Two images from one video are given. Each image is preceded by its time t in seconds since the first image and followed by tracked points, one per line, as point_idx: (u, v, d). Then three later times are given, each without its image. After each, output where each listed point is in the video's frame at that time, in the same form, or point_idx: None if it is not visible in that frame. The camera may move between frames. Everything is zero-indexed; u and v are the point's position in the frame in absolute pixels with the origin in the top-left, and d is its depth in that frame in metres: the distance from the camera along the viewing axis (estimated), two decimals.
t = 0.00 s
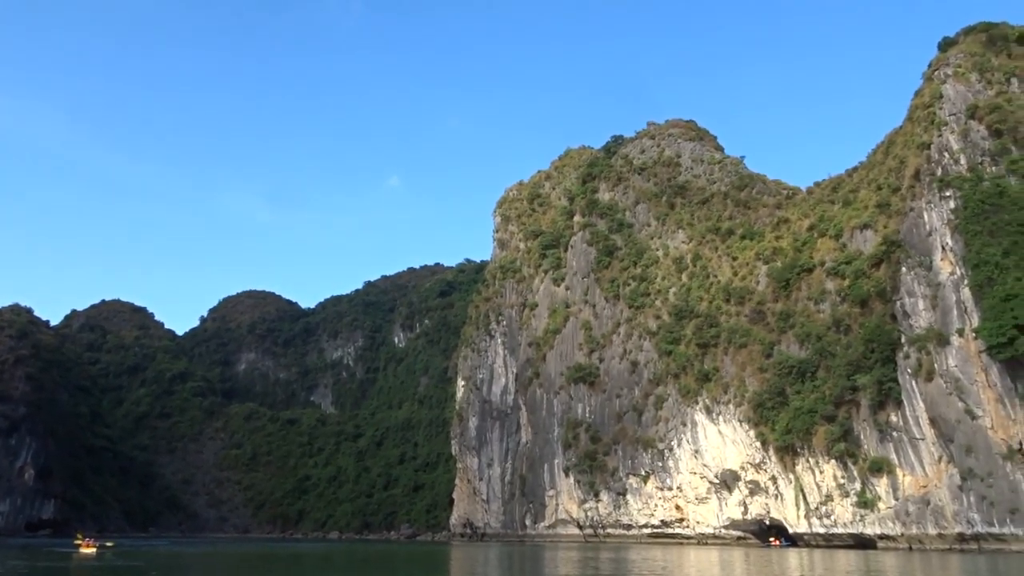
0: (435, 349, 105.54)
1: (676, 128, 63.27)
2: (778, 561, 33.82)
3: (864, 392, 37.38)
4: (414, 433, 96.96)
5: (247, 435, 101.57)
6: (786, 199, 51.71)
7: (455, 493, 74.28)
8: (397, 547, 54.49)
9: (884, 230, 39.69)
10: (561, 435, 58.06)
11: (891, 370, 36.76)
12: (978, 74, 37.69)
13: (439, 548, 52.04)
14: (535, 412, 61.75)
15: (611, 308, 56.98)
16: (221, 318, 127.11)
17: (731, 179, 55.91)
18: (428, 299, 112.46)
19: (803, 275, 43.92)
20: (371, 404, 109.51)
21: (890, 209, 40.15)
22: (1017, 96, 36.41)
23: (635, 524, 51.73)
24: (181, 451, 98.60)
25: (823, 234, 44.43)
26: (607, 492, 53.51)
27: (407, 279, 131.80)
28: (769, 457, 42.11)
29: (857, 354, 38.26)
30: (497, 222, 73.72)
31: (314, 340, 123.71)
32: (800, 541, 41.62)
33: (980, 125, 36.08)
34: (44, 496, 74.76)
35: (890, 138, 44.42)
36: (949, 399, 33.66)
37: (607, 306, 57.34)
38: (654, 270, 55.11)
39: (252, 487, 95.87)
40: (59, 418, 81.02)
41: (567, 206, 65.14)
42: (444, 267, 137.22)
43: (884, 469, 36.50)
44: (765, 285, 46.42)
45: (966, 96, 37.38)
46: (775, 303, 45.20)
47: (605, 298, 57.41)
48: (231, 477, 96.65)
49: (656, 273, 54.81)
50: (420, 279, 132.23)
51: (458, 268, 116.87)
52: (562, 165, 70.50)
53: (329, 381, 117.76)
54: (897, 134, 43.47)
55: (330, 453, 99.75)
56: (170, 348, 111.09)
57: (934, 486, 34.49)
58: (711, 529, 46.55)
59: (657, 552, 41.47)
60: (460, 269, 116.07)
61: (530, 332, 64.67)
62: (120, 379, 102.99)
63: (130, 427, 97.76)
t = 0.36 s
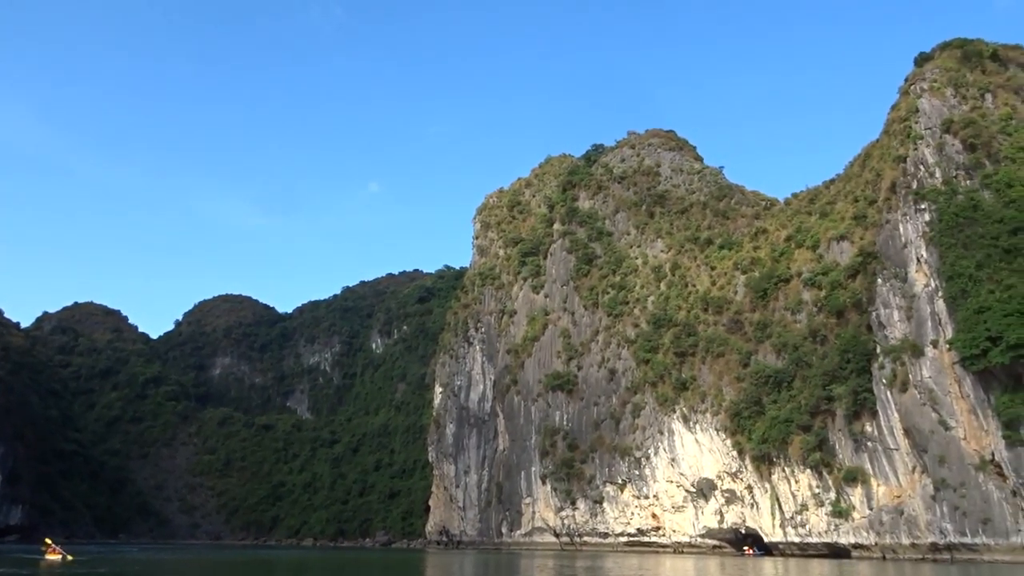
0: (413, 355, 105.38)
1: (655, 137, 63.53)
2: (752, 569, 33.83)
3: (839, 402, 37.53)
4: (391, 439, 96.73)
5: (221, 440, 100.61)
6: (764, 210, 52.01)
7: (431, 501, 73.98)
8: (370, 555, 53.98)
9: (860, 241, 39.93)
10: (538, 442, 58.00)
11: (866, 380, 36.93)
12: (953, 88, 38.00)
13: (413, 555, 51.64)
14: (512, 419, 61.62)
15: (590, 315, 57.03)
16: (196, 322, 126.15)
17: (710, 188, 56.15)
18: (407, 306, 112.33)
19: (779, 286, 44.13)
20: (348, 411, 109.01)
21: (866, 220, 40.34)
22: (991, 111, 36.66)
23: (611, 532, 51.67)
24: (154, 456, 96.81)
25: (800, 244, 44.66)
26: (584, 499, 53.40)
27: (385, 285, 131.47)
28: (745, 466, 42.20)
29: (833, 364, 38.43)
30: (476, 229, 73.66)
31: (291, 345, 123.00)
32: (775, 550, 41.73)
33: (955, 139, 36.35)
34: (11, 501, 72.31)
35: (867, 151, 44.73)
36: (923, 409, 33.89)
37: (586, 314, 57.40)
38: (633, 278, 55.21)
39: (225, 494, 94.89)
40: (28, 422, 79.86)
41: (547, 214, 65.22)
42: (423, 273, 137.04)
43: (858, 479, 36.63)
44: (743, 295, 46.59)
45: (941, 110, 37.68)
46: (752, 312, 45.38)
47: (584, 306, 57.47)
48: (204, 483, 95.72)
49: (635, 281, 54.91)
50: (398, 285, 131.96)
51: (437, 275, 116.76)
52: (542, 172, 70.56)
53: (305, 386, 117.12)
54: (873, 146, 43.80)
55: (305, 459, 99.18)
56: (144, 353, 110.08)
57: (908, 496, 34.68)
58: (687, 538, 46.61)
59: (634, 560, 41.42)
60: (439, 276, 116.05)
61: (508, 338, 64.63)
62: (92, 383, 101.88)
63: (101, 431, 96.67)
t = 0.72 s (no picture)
0: (392, 358, 105.11)
1: (638, 144, 63.70)
2: None
3: (817, 410, 37.70)
4: (368, 443, 96.50)
5: (197, 442, 99.70)
6: (745, 218, 52.23)
7: (408, 505, 73.70)
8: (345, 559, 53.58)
9: (840, 251, 40.11)
10: (516, 447, 57.90)
11: (843, 389, 37.05)
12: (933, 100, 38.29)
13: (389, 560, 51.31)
14: (491, 424, 61.50)
15: (571, 321, 57.07)
16: (174, 322, 125.23)
17: (692, 196, 56.34)
18: (387, 309, 112.10)
19: (759, 293, 44.31)
20: (325, 413, 108.54)
21: (845, 230, 40.51)
22: (970, 124, 36.97)
23: (589, 538, 51.69)
24: (128, 457, 95.74)
25: (780, 252, 44.87)
26: (561, 505, 53.34)
27: (366, 287, 131.10)
28: (723, 474, 42.28)
29: (811, 372, 38.58)
30: (458, 233, 73.55)
31: (269, 347, 122.30)
32: (752, 557, 41.87)
33: (934, 151, 36.60)
34: None
35: (847, 161, 44.99)
36: (899, 418, 34.11)
37: (566, 319, 57.42)
38: (614, 284, 55.30)
39: (199, 496, 94.04)
40: None
41: (529, 219, 65.26)
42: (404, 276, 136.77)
43: (835, 486, 36.78)
44: (723, 302, 46.75)
45: (921, 122, 37.94)
46: (732, 320, 45.53)
47: (565, 311, 57.51)
48: (178, 484, 94.87)
49: (616, 287, 55.00)
50: (378, 287, 131.65)
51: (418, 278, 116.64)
52: (524, 177, 70.58)
53: (283, 388, 116.51)
54: (853, 157, 44.09)
55: (282, 461, 98.64)
56: (119, 352, 109.15)
57: (884, 504, 34.85)
58: (664, 545, 46.70)
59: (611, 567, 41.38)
60: (420, 279, 115.91)
61: (488, 343, 64.56)
62: (65, 383, 100.89)
63: (74, 432, 95.69)
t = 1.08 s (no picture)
0: (375, 354, 104.86)
1: (624, 141, 63.71)
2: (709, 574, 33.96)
3: (799, 409, 37.85)
4: (351, 438, 96.33)
5: (177, 437, 99.10)
6: (730, 216, 52.34)
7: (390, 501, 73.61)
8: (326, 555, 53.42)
9: (823, 250, 40.25)
10: (499, 444, 57.92)
11: (825, 387, 37.22)
12: (917, 101, 38.41)
13: (369, 556, 51.10)
14: (474, 420, 61.43)
15: (555, 317, 57.07)
16: (155, 316, 124.53)
17: (677, 194, 56.42)
18: (371, 304, 111.87)
19: (743, 292, 44.43)
20: (308, 409, 108.25)
21: (829, 229, 40.63)
22: (953, 125, 37.13)
23: (571, 534, 51.78)
24: (107, 451, 95.05)
25: (764, 251, 45.01)
26: (544, 501, 53.35)
27: (350, 283, 130.78)
28: (705, 471, 42.40)
29: (793, 371, 38.73)
30: (443, 229, 73.43)
31: (252, 341, 121.70)
32: (734, 554, 42.06)
33: (918, 151, 36.78)
34: None
35: (831, 161, 45.11)
36: (881, 417, 34.29)
37: (550, 316, 57.43)
38: (598, 281, 55.36)
39: (179, 491, 93.42)
40: None
41: (514, 215, 65.22)
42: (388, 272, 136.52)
43: (816, 484, 36.97)
44: (706, 300, 46.86)
45: (905, 122, 38.08)
46: (715, 318, 45.65)
47: (549, 308, 57.53)
48: (158, 479, 94.15)
49: (600, 284, 55.06)
50: (363, 283, 131.34)
51: (402, 273, 116.42)
52: (510, 173, 70.50)
53: (266, 383, 116.06)
54: (837, 157, 44.26)
55: (263, 456, 98.21)
56: (99, 346, 108.51)
57: (864, 502, 35.04)
58: (646, 541, 46.87)
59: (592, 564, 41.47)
60: (404, 275, 115.72)
61: (472, 339, 64.51)
62: (45, 376, 100.18)
63: (53, 425, 95.02)
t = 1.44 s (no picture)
0: (361, 344, 104.67)
1: (611, 132, 63.64)
2: (693, 564, 34.07)
3: (783, 400, 37.98)
4: (336, 429, 96.23)
5: (161, 428, 98.70)
6: (716, 208, 52.39)
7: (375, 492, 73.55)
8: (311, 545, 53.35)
9: (808, 242, 40.32)
10: (484, 435, 57.95)
11: (809, 379, 37.35)
12: (903, 94, 38.43)
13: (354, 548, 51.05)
14: (459, 411, 61.41)
15: (541, 308, 57.03)
16: (138, 305, 123.83)
17: (663, 186, 56.45)
18: (356, 294, 111.64)
19: (729, 284, 44.50)
20: (293, 399, 108.02)
21: (814, 222, 40.64)
22: (939, 118, 37.22)
23: (556, 525, 51.91)
24: (89, 442, 94.64)
25: (750, 243, 45.09)
26: (529, 492, 53.41)
27: (336, 273, 130.42)
28: (690, 462, 42.53)
29: (778, 362, 38.84)
30: (429, 219, 73.24)
31: (236, 332, 121.19)
32: (718, 545, 42.25)
33: (903, 144, 36.89)
34: None
35: (817, 153, 45.19)
36: (864, 409, 34.44)
37: (536, 308, 57.41)
38: (585, 273, 55.37)
39: (163, 483, 93.15)
40: None
41: (500, 206, 65.12)
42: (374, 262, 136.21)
43: (800, 475, 37.11)
44: (692, 292, 46.94)
45: (891, 115, 38.13)
46: (701, 310, 45.74)
47: (536, 299, 57.51)
48: (141, 470, 93.71)
49: (587, 276, 55.08)
50: (348, 273, 131.01)
51: (388, 264, 116.17)
52: (497, 164, 70.34)
53: (251, 373, 115.69)
54: (823, 149, 44.36)
55: (248, 447, 97.92)
56: (81, 336, 107.92)
57: (847, 493, 35.22)
58: (631, 532, 47.08)
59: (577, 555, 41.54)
60: (390, 265, 115.50)
61: (458, 330, 64.44)
62: (26, 365, 99.47)
63: (35, 416, 94.39)
